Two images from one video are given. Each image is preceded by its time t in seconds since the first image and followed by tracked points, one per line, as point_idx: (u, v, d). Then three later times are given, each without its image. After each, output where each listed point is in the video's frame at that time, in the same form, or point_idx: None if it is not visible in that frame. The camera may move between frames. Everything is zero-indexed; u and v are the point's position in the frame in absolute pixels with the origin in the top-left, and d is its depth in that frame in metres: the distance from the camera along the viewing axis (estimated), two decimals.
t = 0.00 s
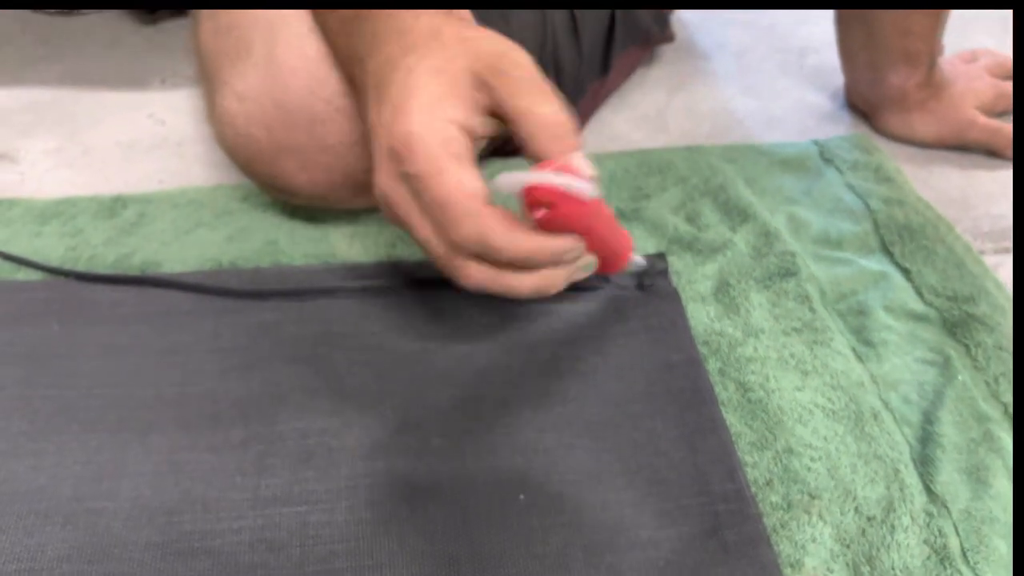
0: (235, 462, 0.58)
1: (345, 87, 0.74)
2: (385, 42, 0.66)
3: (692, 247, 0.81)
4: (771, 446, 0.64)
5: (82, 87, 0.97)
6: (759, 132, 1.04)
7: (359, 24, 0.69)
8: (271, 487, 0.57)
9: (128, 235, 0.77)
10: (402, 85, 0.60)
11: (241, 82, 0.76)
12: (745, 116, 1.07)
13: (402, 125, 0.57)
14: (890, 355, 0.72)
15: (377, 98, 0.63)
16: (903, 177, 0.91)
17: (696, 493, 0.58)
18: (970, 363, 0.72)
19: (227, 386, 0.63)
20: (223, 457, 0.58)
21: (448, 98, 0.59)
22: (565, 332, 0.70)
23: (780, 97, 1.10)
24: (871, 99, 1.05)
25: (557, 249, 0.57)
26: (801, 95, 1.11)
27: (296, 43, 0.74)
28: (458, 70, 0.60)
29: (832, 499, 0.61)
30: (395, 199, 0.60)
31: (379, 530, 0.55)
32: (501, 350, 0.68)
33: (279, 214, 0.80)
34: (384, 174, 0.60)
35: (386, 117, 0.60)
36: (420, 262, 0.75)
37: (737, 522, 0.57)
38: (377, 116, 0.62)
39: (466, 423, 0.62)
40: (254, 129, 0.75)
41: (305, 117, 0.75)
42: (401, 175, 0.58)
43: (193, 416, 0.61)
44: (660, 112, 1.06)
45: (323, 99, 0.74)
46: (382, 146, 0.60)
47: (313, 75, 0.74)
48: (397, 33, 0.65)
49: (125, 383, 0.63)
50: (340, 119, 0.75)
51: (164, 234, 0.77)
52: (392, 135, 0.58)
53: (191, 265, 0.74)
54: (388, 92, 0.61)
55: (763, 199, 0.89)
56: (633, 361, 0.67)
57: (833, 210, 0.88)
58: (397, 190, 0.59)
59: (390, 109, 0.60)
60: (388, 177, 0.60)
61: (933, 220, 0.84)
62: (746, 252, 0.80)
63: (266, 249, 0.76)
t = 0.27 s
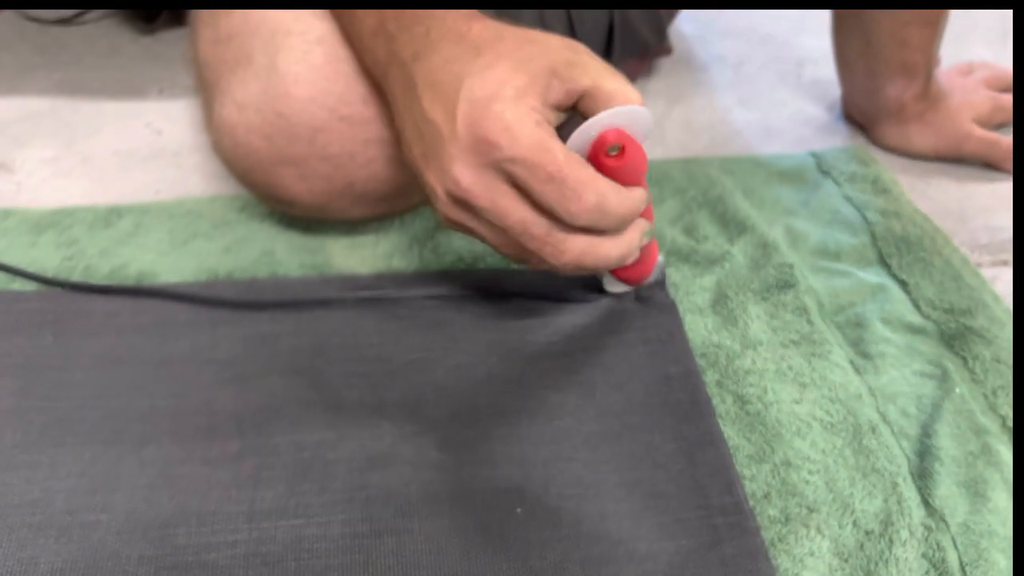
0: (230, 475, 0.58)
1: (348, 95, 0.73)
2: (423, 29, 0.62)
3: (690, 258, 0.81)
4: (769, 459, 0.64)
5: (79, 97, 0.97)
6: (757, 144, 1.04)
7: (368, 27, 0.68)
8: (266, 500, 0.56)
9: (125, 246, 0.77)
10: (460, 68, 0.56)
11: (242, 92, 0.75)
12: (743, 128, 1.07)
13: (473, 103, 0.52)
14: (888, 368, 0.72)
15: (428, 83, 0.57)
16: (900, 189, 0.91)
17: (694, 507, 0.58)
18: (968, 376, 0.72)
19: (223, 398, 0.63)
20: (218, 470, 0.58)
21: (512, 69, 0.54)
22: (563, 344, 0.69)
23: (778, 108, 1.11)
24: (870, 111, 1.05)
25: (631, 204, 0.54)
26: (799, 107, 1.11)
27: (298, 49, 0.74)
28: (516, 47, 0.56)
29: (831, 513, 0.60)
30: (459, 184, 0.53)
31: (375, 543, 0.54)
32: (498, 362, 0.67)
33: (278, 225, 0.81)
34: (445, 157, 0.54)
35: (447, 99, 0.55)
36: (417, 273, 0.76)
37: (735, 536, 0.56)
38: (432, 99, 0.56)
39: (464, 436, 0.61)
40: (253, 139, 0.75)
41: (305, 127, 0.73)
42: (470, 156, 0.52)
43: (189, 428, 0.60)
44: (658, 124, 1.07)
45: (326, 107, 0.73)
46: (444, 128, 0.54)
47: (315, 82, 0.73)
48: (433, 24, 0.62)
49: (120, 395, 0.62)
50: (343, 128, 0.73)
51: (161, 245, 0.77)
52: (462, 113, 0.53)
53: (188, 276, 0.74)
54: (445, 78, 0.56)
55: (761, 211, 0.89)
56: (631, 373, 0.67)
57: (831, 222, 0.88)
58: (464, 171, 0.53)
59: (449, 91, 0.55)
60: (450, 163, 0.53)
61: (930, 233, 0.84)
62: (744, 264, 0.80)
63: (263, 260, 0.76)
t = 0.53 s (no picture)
0: (222, 486, 0.57)
1: (342, 103, 0.72)
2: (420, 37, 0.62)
3: (684, 268, 0.81)
4: (763, 470, 0.64)
5: (74, 106, 0.97)
6: (751, 154, 1.05)
7: (367, 34, 0.67)
8: (258, 511, 0.56)
9: (118, 255, 0.76)
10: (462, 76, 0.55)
11: (236, 100, 0.74)
12: (738, 137, 1.07)
13: (478, 109, 0.51)
14: (881, 379, 0.72)
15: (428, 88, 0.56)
16: (894, 200, 0.91)
17: (687, 518, 0.58)
18: (961, 387, 0.72)
19: (215, 409, 0.62)
20: (210, 481, 0.58)
21: (516, 78, 0.53)
22: (556, 354, 0.69)
23: (773, 118, 1.11)
24: (864, 121, 1.06)
25: (629, 213, 0.54)
26: (793, 117, 1.12)
27: (292, 58, 0.72)
28: (516, 58, 0.56)
29: (824, 524, 0.60)
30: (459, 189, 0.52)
31: (367, 555, 0.54)
32: (492, 372, 0.67)
33: (272, 235, 0.81)
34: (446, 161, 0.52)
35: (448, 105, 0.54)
36: (410, 283, 0.76)
37: (728, 547, 0.56)
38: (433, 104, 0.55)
39: (457, 447, 0.61)
40: (247, 148, 0.75)
41: (300, 135, 0.73)
42: (473, 162, 0.51)
43: (181, 439, 0.60)
44: (653, 134, 1.07)
45: (321, 116, 0.73)
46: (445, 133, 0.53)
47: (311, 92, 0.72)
48: (430, 36, 0.62)
49: (112, 405, 0.62)
50: (338, 137, 0.73)
51: (155, 254, 0.77)
52: (465, 119, 0.51)
53: (181, 286, 0.74)
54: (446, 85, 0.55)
55: (755, 221, 0.89)
56: (625, 384, 0.67)
57: (825, 232, 0.88)
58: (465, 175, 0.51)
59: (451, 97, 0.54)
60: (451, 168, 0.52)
61: (924, 244, 0.85)
62: (738, 274, 0.80)
63: (257, 270, 0.76)
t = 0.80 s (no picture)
0: (212, 494, 0.57)
1: (332, 109, 0.72)
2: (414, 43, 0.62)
3: (677, 275, 0.81)
4: (755, 478, 0.64)
5: (66, 111, 0.96)
6: (744, 160, 1.05)
7: (361, 41, 0.67)
8: (248, 520, 0.56)
9: (110, 262, 0.76)
10: (454, 84, 0.55)
11: (227, 106, 0.75)
12: (731, 144, 1.07)
13: (470, 116, 0.52)
14: (874, 387, 0.72)
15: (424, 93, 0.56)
16: (888, 207, 0.91)
17: (679, 527, 0.58)
18: (954, 394, 0.72)
19: (205, 416, 0.62)
20: (199, 489, 0.57)
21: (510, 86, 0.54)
22: (549, 361, 0.69)
23: (767, 125, 1.11)
24: (858, 129, 1.06)
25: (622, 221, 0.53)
26: (787, 123, 1.12)
27: (282, 69, 0.73)
28: (511, 65, 0.56)
29: (816, 533, 0.60)
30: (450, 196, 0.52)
31: (357, 564, 0.54)
32: (484, 380, 0.67)
33: (264, 241, 0.81)
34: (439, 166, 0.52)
35: (443, 110, 0.54)
36: (402, 289, 0.76)
37: (720, 556, 0.56)
38: (430, 109, 0.55)
39: (448, 454, 0.61)
40: (238, 154, 0.75)
41: (290, 142, 0.73)
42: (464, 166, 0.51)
43: (170, 447, 0.60)
44: (647, 141, 1.07)
45: (311, 123, 0.73)
46: (438, 139, 0.53)
47: (302, 98, 0.72)
48: (422, 41, 0.61)
49: (101, 413, 0.62)
50: (328, 145, 0.73)
51: (146, 261, 0.77)
52: (459, 125, 0.52)
53: (172, 293, 0.73)
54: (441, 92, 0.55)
55: (748, 228, 0.89)
56: (617, 391, 0.67)
57: (818, 239, 0.88)
58: (456, 181, 0.51)
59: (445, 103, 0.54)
60: (445, 174, 0.52)
61: (917, 251, 0.85)
62: (731, 281, 0.80)
63: (249, 277, 0.76)
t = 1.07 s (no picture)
0: (204, 503, 0.57)
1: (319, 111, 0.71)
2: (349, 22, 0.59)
3: (672, 281, 0.81)
4: (751, 486, 0.63)
5: (59, 116, 0.96)
6: (740, 166, 1.05)
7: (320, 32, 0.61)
8: (240, 530, 0.55)
9: (102, 268, 0.76)
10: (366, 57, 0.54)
11: (217, 110, 0.74)
12: (727, 149, 1.07)
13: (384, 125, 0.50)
14: (870, 394, 0.72)
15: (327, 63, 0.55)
16: (884, 213, 0.91)
17: (675, 536, 0.57)
18: (951, 401, 0.72)
19: (197, 424, 0.61)
20: (191, 498, 0.57)
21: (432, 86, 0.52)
22: (544, 368, 0.69)
23: (762, 130, 1.11)
24: (854, 133, 1.05)
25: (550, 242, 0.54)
26: (782, 128, 1.12)
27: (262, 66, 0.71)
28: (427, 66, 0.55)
29: (812, 542, 0.60)
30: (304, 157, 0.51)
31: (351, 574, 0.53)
32: (478, 387, 0.67)
33: (257, 247, 0.80)
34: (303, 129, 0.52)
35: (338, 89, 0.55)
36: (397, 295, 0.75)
37: (716, 566, 0.56)
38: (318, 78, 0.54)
39: (442, 463, 0.61)
40: (228, 158, 0.74)
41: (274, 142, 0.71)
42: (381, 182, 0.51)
43: (162, 455, 0.59)
44: (642, 146, 1.07)
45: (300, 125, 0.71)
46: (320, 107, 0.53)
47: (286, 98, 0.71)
48: (362, 13, 0.58)
49: (93, 420, 0.61)
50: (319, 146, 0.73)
51: (139, 267, 0.76)
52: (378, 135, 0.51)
53: (165, 299, 0.73)
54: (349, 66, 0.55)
55: (744, 234, 0.89)
56: (612, 398, 0.66)
57: (814, 245, 0.88)
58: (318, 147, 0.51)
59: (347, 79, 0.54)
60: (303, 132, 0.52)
61: (913, 257, 0.85)
62: (727, 288, 0.80)
63: (242, 283, 0.76)
